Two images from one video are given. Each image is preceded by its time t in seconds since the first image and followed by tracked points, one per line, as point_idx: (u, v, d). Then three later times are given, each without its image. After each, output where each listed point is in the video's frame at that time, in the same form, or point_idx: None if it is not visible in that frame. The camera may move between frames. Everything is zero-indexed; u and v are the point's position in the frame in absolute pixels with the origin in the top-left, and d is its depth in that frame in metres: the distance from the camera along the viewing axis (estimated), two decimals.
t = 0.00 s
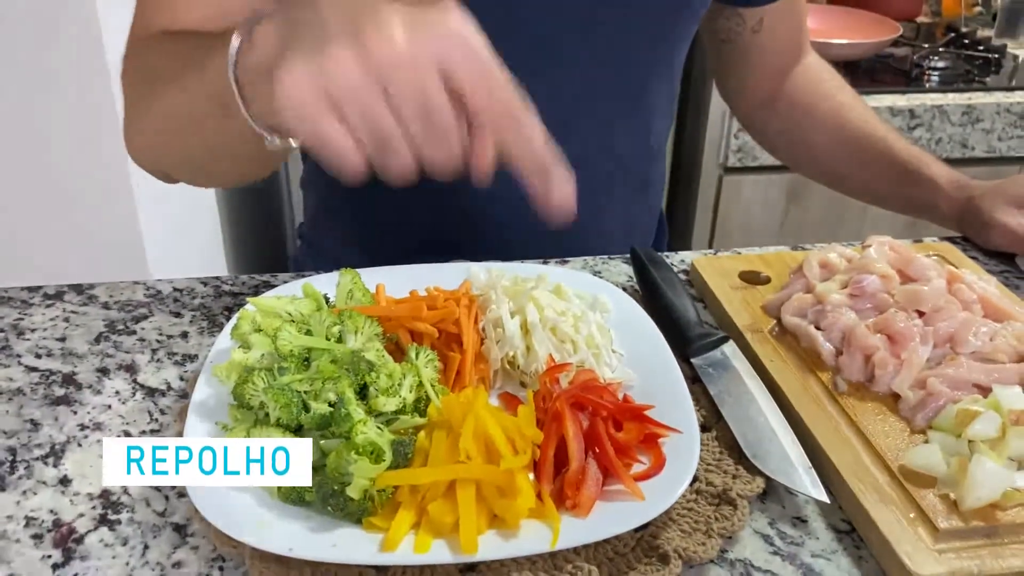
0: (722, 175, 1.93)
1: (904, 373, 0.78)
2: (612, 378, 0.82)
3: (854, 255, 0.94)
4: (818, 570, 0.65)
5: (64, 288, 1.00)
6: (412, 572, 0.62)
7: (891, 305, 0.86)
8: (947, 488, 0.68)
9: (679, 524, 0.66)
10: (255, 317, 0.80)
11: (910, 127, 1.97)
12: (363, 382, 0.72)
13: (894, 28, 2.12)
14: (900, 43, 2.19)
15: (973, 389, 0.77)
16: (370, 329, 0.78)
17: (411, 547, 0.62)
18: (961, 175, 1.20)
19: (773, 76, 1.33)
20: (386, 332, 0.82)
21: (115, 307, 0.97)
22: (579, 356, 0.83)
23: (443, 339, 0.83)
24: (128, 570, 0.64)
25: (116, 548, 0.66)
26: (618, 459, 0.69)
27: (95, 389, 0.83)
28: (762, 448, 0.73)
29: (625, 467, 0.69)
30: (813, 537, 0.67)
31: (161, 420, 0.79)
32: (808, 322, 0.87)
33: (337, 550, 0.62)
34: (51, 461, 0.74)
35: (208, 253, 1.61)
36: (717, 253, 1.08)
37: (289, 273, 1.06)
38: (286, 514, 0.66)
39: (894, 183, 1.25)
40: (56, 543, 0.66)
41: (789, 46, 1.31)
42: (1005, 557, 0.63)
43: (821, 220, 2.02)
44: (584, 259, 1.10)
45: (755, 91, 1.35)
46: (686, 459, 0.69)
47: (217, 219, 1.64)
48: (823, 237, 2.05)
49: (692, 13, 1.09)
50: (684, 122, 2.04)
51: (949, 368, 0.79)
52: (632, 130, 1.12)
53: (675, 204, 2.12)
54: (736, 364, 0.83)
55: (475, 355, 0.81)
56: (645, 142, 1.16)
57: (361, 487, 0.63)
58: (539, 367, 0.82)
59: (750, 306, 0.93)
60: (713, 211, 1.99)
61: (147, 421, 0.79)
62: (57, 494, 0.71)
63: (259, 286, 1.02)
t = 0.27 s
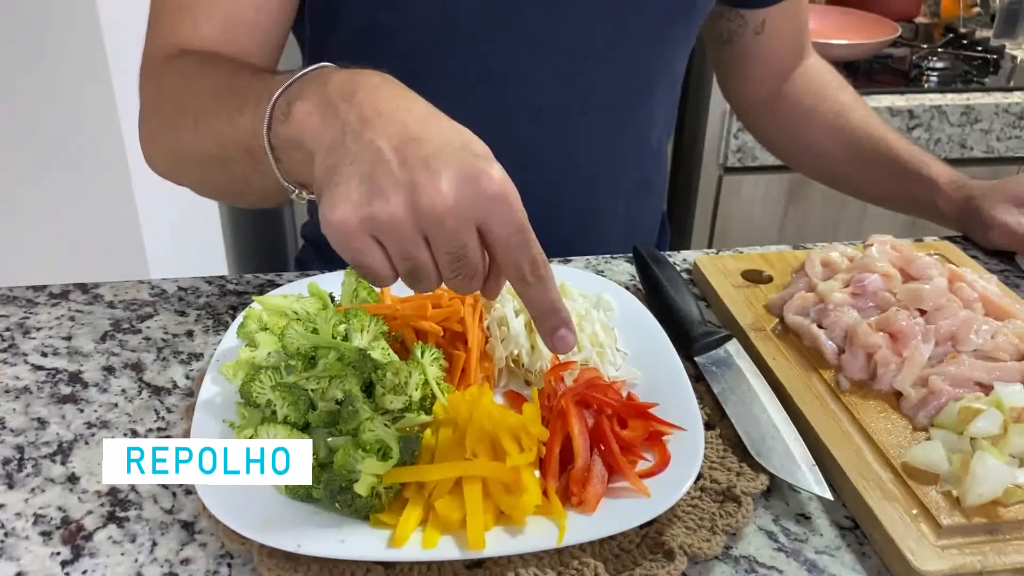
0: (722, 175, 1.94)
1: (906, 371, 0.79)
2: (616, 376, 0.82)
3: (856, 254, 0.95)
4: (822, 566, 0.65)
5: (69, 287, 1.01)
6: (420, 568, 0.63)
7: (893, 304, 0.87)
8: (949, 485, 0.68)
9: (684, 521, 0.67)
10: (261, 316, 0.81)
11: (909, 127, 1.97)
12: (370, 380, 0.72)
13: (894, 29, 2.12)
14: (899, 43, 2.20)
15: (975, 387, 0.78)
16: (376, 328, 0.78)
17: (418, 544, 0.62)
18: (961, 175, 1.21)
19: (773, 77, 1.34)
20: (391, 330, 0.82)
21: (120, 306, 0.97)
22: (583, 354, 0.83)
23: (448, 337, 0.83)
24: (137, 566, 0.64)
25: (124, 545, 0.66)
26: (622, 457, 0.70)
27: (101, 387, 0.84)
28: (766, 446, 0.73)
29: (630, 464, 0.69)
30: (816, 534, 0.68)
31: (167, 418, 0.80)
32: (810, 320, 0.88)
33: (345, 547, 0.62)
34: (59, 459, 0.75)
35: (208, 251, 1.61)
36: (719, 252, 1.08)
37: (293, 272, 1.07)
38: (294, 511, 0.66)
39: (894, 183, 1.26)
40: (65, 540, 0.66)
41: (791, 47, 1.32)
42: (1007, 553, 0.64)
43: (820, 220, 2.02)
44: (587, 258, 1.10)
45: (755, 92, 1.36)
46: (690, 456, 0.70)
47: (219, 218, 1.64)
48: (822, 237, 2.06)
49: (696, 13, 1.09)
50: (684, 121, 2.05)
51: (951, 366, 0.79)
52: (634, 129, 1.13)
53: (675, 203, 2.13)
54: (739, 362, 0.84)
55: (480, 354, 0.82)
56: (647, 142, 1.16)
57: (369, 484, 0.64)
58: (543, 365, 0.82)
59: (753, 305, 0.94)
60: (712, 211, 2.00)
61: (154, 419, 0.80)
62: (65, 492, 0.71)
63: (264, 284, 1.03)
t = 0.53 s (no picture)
0: (722, 175, 1.94)
1: (906, 370, 0.79)
2: (616, 375, 0.82)
3: (856, 254, 0.95)
4: (821, 565, 0.65)
5: (68, 285, 1.01)
6: (419, 567, 0.63)
7: (893, 303, 0.87)
8: (949, 484, 0.68)
9: (683, 519, 0.67)
10: (261, 315, 0.81)
11: (908, 127, 1.97)
12: (369, 378, 0.72)
13: (893, 29, 2.13)
14: (898, 43, 2.20)
15: (975, 385, 0.78)
16: (376, 326, 0.78)
17: (418, 543, 0.62)
18: (961, 174, 1.21)
19: (773, 77, 1.34)
20: (391, 329, 0.82)
21: (120, 305, 0.97)
22: (583, 353, 0.83)
23: (448, 335, 0.83)
24: (136, 565, 0.64)
25: (124, 544, 0.66)
26: (622, 455, 0.70)
27: (101, 386, 0.83)
28: (766, 444, 0.73)
29: (629, 463, 0.69)
30: (816, 532, 0.68)
31: (167, 416, 0.80)
32: (810, 319, 0.88)
33: (346, 545, 0.62)
34: (58, 458, 0.74)
35: (207, 251, 1.61)
36: (719, 251, 1.08)
37: (292, 270, 1.07)
38: (294, 509, 0.66)
39: (894, 183, 1.26)
40: (65, 539, 0.66)
41: (790, 46, 1.32)
42: (1007, 552, 0.64)
43: (820, 220, 2.03)
44: (586, 257, 1.10)
45: (755, 92, 1.36)
46: (690, 455, 0.70)
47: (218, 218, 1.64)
48: (821, 237, 2.06)
49: (697, 12, 1.09)
50: (684, 121, 2.04)
51: (951, 365, 0.79)
52: (634, 129, 1.13)
53: (674, 203, 2.13)
54: (739, 361, 0.84)
55: (479, 353, 0.82)
56: (647, 141, 1.16)
57: (369, 483, 0.64)
58: (543, 364, 0.82)
59: (753, 304, 0.94)
60: (712, 210, 2.00)
61: (153, 418, 0.79)
62: (64, 490, 0.71)
63: (263, 283, 1.03)
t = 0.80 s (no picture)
0: (722, 175, 1.94)
1: (905, 372, 0.79)
2: (615, 376, 0.82)
3: (855, 255, 0.94)
4: (819, 567, 0.65)
5: (67, 286, 1.01)
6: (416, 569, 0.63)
7: (892, 304, 0.87)
8: (947, 486, 0.68)
9: (681, 522, 0.66)
10: (259, 316, 0.81)
11: (908, 128, 1.97)
12: (367, 380, 0.72)
13: (893, 29, 2.12)
14: (898, 44, 2.20)
15: (974, 388, 0.78)
16: (374, 328, 0.78)
17: (415, 545, 0.62)
18: (960, 175, 1.21)
19: (772, 79, 1.33)
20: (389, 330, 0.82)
21: (118, 306, 0.97)
22: (581, 355, 0.83)
23: (446, 337, 0.83)
24: (133, 567, 0.64)
25: (121, 545, 0.66)
26: (621, 457, 0.69)
27: (99, 387, 0.83)
28: (764, 446, 0.73)
29: (627, 465, 0.69)
30: (814, 535, 0.68)
31: (165, 418, 0.80)
32: (808, 321, 0.87)
33: (343, 548, 0.62)
34: (56, 459, 0.74)
35: (206, 251, 1.61)
36: (718, 253, 1.08)
37: (291, 272, 1.07)
38: (291, 511, 0.66)
39: (894, 185, 1.25)
40: (62, 541, 0.66)
41: (790, 48, 1.32)
42: (1005, 554, 0.64)
43: (819, 220, 2.03)
44: (585, 258, 1.10)
45: (755, 94, 1.36)
46: (689, 457, 0.69)
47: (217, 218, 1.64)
48: (821, 237, 2.06)
49: (698, 13, 1.09)
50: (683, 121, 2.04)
51: (949, 366, 0.79)
52: (633, 130, 1.13)
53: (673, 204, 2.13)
54: (737, 363, 0.84)
55: (477, 354, 0.81)
56: (645, 142, 1.16)
57: (366, 485, 0.63)
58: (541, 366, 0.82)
59: (751, 305, 0.94)
60: (712, 211, 1.99)
61: (152, 419, 0.79)
62: (62, 492, 0.71)
63: (262, 284, 1.03)
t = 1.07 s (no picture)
0: (723, 177, 1.94)
1: (904, 375, 0.79)
2: (614, 379, 0.82)
3: (855, 258, 0.94)
4: (818, 571, 0.65)
5: (67, 288, 1.01)
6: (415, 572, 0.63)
7: (892, 308, 0.87)
8: (947, 490, 0.68)
9: (680, 525, 0.66)
10: (259, 318, 0.81)
11: (910, 130, 1.97)
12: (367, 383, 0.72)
13: (895, 31, 2.13)
14: (900, 45, 2.20)
15: (973, 392, 0.78)
16: (374, 330, 0.78)
17: (414, 548, 0.62)
18: (961, 178, 1.21)
19: (774, 82, 1.34)
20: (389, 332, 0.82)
21: (119, 307, 0.97)
22: (581, 358, 0.83)
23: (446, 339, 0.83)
24: (133, 569, 0.64)
25: (121, 547, 0.66)
26: (620, 460, 0.70)
27: (100, 389, 0.84)
28: (763, 450, 0.73)
29: (627, 468, 0.69)
30: (813, 538, 0.68)
31: (165, 420, 0.80)
32: (808, 324, 0.87)
33: (342, 550, 0.62)
34: (56, 460, 0.75)
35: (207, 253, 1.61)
36: (718, 255, 1.08)
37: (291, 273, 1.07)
38: (290, 513, 0.66)
39: (895, 188, 1.25)
40: (62, 543, 0.67)
41: (791, 50, 1.31)
42: (1004, 559, 0.64)
43: (820, 222, 2.02)
44: (585, 260, 1.10)
45: (756, 97, 1.36)
46: (688, 460, 0.70)
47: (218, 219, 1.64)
48: (822, 239, 2.06)
49: (699, 15, 1.08)
50: (685, 122, 2.04)
51: (949, 370, 0.79)
52: (633, 132, 1.13)
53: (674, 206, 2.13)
54: (737, 366, 0.84)
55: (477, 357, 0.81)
56: (646, 145, 1.16)
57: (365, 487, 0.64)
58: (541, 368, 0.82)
59: (752, 308, 0.94)
60: (712, 213, 1.99)
61: (152, 421, 0.80)
62: (62, 494, 0.71)
63: (262, 286, 1.03)
